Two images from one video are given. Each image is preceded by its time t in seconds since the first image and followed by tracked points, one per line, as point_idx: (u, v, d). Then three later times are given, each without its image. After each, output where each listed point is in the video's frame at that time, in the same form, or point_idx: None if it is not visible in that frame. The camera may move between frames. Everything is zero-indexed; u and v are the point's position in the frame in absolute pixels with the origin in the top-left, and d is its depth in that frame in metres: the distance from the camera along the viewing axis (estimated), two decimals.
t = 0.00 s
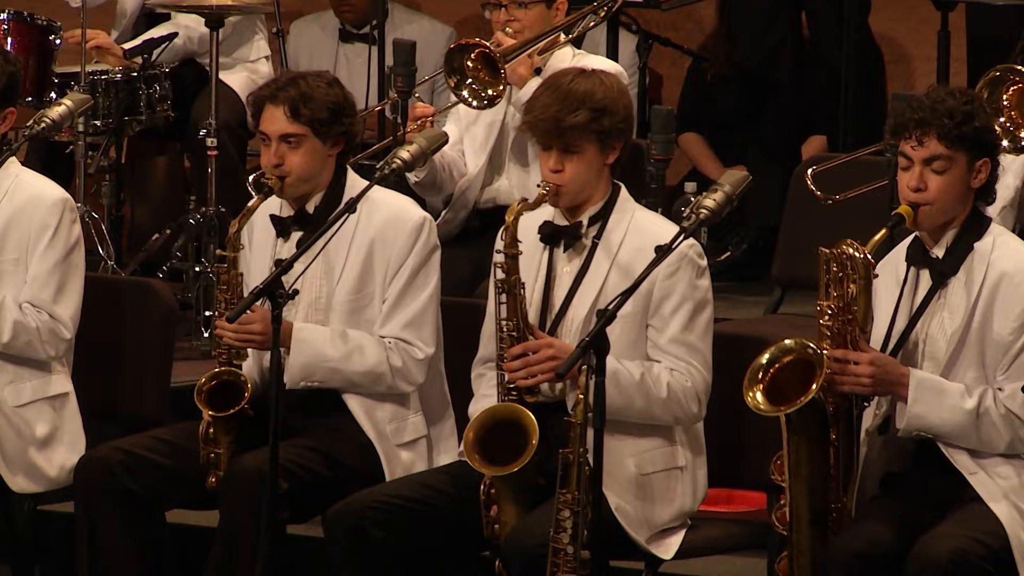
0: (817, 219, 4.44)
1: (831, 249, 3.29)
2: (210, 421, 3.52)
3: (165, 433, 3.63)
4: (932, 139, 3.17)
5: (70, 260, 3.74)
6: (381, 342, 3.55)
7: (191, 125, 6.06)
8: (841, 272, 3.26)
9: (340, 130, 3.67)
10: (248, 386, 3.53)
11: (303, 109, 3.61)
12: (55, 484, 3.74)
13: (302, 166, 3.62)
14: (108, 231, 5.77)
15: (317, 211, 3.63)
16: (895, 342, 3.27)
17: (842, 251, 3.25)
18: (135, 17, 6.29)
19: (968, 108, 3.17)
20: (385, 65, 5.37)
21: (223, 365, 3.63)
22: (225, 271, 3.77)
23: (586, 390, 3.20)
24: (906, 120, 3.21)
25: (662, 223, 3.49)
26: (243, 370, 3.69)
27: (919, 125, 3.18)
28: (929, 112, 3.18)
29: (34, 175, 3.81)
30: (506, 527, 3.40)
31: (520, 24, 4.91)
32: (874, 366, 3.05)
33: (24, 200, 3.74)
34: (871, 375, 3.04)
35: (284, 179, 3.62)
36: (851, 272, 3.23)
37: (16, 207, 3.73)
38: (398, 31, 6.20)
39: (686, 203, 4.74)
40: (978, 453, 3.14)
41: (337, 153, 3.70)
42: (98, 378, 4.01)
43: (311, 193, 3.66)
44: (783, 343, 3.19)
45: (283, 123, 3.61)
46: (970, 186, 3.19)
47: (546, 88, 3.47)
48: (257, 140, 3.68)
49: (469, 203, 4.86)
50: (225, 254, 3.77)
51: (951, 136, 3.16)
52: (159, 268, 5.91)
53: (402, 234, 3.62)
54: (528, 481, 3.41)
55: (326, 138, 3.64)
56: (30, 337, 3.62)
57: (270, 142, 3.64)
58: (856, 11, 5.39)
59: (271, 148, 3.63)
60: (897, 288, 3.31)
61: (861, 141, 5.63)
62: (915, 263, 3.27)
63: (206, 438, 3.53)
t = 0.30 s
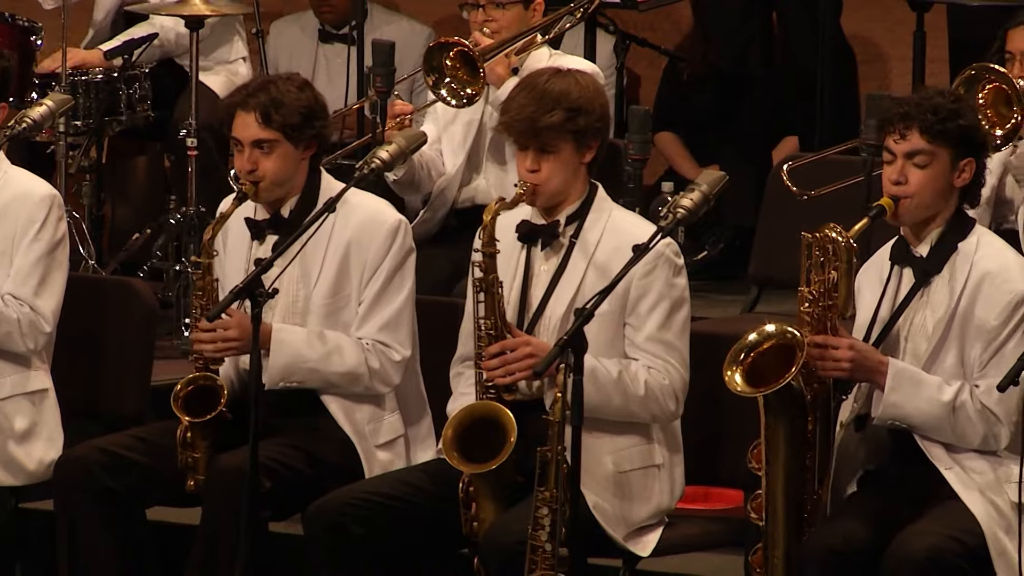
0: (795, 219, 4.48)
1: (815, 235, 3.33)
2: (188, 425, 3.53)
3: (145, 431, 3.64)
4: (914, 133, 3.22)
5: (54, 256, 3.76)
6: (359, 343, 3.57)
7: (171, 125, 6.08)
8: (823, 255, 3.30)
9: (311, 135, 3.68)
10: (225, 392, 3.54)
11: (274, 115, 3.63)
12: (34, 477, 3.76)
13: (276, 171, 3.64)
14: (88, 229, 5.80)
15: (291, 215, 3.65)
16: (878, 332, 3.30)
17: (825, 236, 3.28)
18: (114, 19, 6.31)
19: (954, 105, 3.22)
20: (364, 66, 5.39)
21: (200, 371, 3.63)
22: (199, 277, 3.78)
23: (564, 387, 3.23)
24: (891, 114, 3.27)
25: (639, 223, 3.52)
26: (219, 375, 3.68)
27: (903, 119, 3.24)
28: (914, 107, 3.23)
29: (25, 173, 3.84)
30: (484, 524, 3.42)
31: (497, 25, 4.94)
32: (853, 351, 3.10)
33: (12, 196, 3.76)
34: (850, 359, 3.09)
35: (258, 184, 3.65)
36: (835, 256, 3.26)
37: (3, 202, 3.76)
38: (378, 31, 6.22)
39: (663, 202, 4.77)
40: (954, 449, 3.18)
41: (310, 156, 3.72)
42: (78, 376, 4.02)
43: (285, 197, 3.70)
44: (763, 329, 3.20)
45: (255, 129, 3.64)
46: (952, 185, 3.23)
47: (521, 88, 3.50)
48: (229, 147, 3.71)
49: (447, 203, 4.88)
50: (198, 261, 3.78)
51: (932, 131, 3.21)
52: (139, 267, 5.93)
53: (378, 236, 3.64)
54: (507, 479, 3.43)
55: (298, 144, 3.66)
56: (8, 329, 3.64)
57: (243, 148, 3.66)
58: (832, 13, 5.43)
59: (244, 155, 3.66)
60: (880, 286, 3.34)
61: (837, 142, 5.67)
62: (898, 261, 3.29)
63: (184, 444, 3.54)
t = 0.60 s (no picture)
0: (774, 219, 4.51)
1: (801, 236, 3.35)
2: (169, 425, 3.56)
3: (128, 429, 3.66)
4: (899, 134, 3.25)
5: (39, 256, 3.78)
6: (338, 343, 3.59)
7: (154, 124, 6.09)
8: (808, 258, 3.32)
9: (292, 134, 3.70)
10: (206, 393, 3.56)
11: (252, 116, 3.65)
12: (16, 476, 3.75)
13: (255, 172, 3.66)
14: (72, 229, 5.80)
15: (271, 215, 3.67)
16: (858, 333, 3.33)
17: (811, 238, 3.30)
18: (96, 19, 6.32)
19: (937, 106, 3.25)
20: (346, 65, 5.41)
21: (181, 370, 3.67)
22: (180, 277, 3.80)
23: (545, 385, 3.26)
24: (874, 116, 3.30)
25: (619, 222, 3.55)
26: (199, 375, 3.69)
27: (887, 120, 3.27)
28: (898, 108, 3.27)
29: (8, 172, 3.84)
30: (465, 522, 3.44)
31: (482, 26, 4.96)
32: (836, 352, 3.13)
33: None
34: (833, 360, 3.12)
35: (237, 185, 3.66)
36: (819, 258, 3.29)
37: None
38: (359, 31, 6.24)
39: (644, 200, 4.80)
40: (936, 450, 3.21)
41: (289, 155, 3.74)
42: (61, 376, 4.03)
43: (264, 198, 3.71)
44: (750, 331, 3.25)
45: (234, 130, 3.65)
46: (935, 184, 3.26)
47: (503, 88, 3.52)
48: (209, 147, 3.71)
49: (434, 203, 4.90)
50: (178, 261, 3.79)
51: (918, 133, 3.24)
52: (122, 266, 5.94)
53: (358, 235, 3.66)
54: (488, 477, 3.46)
55: (278, 143, 3.68)
56: None
57: (222, 148, 3.67)
58: (812, 12, 5.47)
59: (224, 154, 3.67)
60: (861, 283, 3.37)
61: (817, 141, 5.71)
62: (879, 260, 3.32)
63: (165, 443, 3.56)
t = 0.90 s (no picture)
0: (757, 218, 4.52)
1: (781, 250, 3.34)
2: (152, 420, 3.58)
3: (112, 428, 3.66)
4: (879, 142, 3.22)
5: (24, 255, 3.78)
6: (322, 332, 3.59)
7: (139, 123, 6.08)
8: (790, 271, 3.31)
9: (271, 126, 3.70)
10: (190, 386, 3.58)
11: (233, 108, 3.65)
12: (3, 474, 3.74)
13: (236, 162, 3.66)
14: (56, 227, 5.79)
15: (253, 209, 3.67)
16: (837, 339, 3.33)
17: (791, 253, 3.29)
18: (78, 18, 6.31)
19: (918, 107, 3.26)
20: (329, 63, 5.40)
21: (164, 364, 3.66)
22: (162, 270, 3.79)
23: (529, 383, 3.27)
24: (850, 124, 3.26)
25: (603, 220, 3.56)
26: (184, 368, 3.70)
27: (867, 127, 3.24)
28: (876, 115, 3.23)
29: None
30: (450, 520, 3.45)
31: (472, 21, 4.95)
32: (817, 368, 3.13)
33: None
34: (815, 375, 3.11)
35: (219, 177, 3.68)
36: (800, 272, 3.28)
37: None
38: (343, 29, 6.24)
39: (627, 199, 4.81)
40: (921, 455, 3.22)
41: (270, 148, 3.74)
42: (46, 375, 4.02)
43: (246, 189, 3.71)
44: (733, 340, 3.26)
45: (215, 122, 3.65)
46: (913, 188, 3.26)
47: (485, 86, 3.53)
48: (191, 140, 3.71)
49: (418, 199, 4.90)
50: (160, 253, 3.79)
51: (897, 140, 3.22)
52: (106, 264, 5.94)
53: (340, 226, 3.67)
54: (471, 474, 3.46)
55: (258, 134, 3.68)
56: None
57: (203, 141, 3.67)
58: (795, 11, 5.48)
59: (205, 148, 3.67)
60: (839, 286, 3.38)
61: (800, 141, 5.72)
62: (857, 261, 3.32)
63: (149, 436, 3.57)
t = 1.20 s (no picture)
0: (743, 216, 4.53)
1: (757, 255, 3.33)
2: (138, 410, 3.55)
3: (98, 425, 3.66)
4: (854, 142, 3.23)
5: (12, 251, 3.78)
6: (307, 324, 3.59)
7: (126, 120, 6.07)
8: (769, 276, 3.29)
9: (258, 117, 3.71)
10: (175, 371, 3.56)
11: (219, 99, 3.66)
12: None
13: (223, 155, 3.66)
14: (43, 225, 5.79)
15: (240, 202, 3.66)
16: (820, 337, 3.35)
17: (769, 259, 3.29)
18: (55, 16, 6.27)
19: (900, 105, 3.27)
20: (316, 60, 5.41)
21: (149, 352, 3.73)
22: (147, 258, 3.85)
23: (516, 380, 3.27)
24: (830, 121, 3.28)
25: (590, 218, 3.56)
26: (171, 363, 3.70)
27: (843, 127, 3.25)
28: (853, 115, 3.24)
29: None
30: (436, 518, 3.45)
31: (462, 18, 4.95)
32: (799, 371, 3.14)
33: None
34: (796, 379, 3.13)
35: (206, 169, 3.66)
36: (778, 277, 3.28)
37: None
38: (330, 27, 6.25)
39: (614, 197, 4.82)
40: (909, 457, 3.22)
41: (257, 141, 3.74)
42: (34, 373, 4.02)
43: (234, 182, 3.70)
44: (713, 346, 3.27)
45: (201, 113, 3.66)
46: (891, 188, 3.26)
47: (473, 85, 3.54)
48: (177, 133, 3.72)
49: (407, 195, 4.91)
50: (147, 240, 3.85)
51: (873, 140, 3.23)
52: (94, 261, 5.93)
53: (326, 218, 3.67)
54: (458, 471, 3.47)
55: (245, 126, 3.68)
56: None
57: (189, 133, 3.68)
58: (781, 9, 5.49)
59: (191, 139, 3.67)
60: (820, 285, 3.39)
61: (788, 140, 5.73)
62: (837, 259, 3.34)
63: (135, 426, 3.55)
